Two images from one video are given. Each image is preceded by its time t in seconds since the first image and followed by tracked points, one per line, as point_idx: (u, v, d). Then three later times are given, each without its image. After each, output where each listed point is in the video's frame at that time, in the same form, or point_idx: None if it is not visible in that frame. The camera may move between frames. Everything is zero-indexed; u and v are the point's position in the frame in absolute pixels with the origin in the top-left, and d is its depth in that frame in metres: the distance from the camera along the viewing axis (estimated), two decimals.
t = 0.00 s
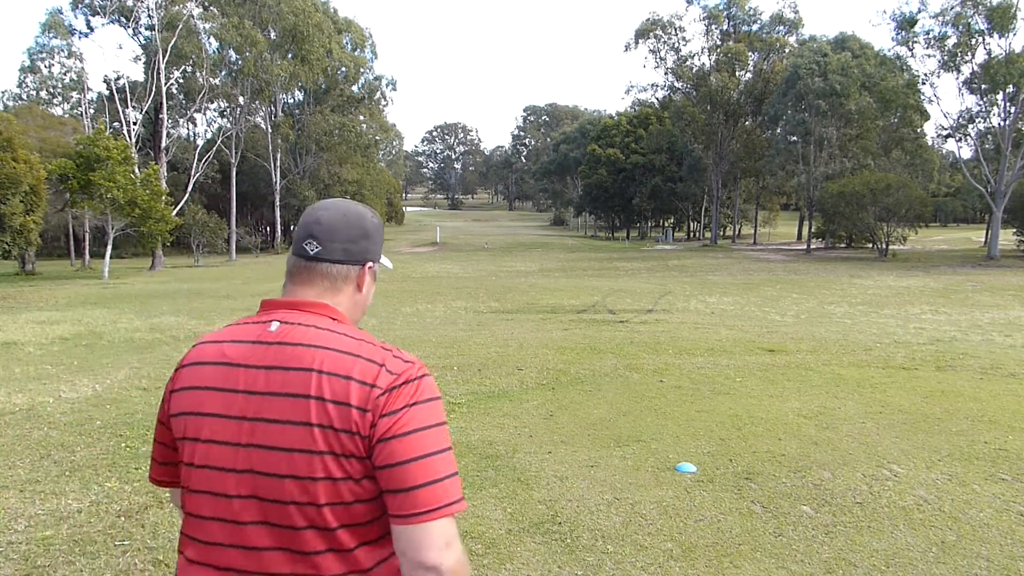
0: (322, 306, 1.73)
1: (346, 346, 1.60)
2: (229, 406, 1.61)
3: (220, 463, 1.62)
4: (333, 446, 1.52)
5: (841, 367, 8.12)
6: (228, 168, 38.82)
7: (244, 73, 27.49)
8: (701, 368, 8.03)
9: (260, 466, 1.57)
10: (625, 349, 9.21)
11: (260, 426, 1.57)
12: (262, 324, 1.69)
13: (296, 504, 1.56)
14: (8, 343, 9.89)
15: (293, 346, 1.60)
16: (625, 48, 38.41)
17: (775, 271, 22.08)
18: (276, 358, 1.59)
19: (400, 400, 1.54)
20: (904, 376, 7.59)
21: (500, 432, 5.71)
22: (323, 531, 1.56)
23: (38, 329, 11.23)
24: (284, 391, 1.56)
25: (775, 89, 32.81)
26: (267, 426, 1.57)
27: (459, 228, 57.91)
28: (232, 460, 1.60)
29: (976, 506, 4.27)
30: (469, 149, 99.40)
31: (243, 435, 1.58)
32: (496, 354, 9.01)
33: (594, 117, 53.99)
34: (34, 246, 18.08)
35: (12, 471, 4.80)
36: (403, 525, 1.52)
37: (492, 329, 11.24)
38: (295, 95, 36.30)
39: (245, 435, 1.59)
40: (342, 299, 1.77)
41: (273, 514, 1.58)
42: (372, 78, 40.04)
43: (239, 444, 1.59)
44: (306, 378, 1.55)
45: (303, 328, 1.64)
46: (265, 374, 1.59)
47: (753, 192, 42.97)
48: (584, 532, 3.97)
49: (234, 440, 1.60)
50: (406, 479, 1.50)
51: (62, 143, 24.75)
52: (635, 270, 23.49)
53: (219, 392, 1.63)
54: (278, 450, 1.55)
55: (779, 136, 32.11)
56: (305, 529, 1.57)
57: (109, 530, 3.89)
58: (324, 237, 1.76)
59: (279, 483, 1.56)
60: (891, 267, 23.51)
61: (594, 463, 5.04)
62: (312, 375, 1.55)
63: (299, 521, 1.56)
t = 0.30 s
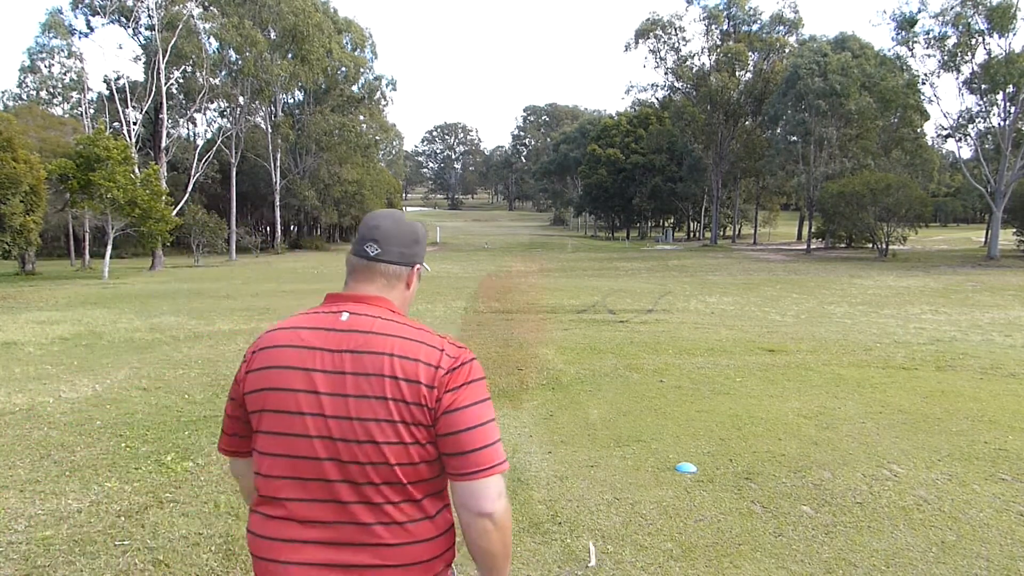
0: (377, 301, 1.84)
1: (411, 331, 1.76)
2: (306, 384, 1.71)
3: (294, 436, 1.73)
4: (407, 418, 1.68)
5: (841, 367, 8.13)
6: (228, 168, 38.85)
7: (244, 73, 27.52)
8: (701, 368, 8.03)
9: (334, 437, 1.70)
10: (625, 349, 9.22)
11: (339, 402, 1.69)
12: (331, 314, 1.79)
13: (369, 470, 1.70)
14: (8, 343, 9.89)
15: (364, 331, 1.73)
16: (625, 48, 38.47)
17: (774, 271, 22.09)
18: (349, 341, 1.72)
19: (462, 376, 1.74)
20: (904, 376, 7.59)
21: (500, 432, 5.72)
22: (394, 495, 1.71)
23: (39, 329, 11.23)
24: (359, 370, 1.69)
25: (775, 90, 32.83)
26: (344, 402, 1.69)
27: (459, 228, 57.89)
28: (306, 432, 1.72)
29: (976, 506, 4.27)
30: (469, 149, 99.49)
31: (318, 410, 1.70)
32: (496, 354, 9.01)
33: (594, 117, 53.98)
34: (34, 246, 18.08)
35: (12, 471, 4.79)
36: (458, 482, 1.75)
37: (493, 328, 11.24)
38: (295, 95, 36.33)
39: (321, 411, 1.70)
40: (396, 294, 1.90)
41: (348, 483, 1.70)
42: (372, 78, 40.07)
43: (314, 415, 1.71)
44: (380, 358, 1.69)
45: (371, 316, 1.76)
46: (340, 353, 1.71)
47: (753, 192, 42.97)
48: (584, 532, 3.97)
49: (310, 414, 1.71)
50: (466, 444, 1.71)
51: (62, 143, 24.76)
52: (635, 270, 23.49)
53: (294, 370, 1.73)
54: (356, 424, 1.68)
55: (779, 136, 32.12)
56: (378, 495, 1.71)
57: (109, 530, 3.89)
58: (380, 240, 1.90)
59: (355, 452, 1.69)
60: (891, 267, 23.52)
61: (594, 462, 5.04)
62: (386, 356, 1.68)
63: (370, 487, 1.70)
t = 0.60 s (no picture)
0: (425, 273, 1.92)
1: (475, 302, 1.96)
2: (376, 338, 1.84)
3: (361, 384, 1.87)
4: (467, 379, 1.86)
5: (841, 367, 8.13)
6: (228, 168, 38.88)
7: (244, 73, 27.52)
8: (701, 368, 8.03)
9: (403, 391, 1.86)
10: (625, 349, 9.21)
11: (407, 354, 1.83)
12: (393, 278, 1.89)
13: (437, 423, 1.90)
14: (8, 343, 9.89)
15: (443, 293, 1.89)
16: (625, 48, 38.52)
17: (774, 271, 22.10)
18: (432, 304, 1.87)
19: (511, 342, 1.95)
20: (905, 376, 7.59)
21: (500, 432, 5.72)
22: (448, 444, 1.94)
23: (39, 329, 11.23)
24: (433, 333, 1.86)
25: (775, 89, 32.85)
26: (422, 356, 1.86)
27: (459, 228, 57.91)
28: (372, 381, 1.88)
29: (976, 506, 4.27)
30: (469, 149, 99.59)
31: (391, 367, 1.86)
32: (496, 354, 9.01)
33: (595, 117, 54.00)
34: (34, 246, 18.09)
35: (11, 471, 4.79)
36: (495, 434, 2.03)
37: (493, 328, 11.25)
38: (295, 95, 36.34)
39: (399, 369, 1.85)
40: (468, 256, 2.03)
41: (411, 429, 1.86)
42: (373, 78, 40.09)
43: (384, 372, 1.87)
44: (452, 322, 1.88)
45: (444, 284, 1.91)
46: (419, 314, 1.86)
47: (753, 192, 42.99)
48: (584, 532, 3.97)
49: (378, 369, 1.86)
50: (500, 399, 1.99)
51: (62, 143, 24.77)
52: (635, 270, 23.49)
53: (371, 325, 1.86)
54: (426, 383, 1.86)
55: (779, 136, 32.12)
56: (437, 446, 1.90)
57: (109, 530, 3.89)
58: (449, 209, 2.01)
59: (422, 407, 1.84)
60: (891, 266, 23.54)
61: (594, 462, 5.04)
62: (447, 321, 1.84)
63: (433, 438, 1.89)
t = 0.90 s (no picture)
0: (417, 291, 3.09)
1: (445, 305, 2.96)
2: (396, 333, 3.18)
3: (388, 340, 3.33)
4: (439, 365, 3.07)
5: (841, 366, 8.13)
6: (228, 167, 38.88)
7: (244, 73, 27.50)
8: (701, 368, 8.03)
9: (398, 351, 3.17)
10: (625, 349, 9.22)
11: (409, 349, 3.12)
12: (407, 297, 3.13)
13: (412, 377, 3.13)
14: (8, 343, 9.88)
15: (425, 294, 3.04)
16: (625, 48, 38.54)
17: (775, 271, 22.10)
18: (414, 299, 3.08)
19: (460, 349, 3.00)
20: (905, 375, 7.60)
21: (500, 432, 5.72)
22: (420, 394, 3.15)
23: (39, 329, 11.22)
24: (417, 319, 3.09)
25: (775, 89, 32.84)
26: (410, 332, 3.13)
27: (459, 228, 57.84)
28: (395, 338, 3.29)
29: (976, 506, 4.27)
30: (469, 149, 99.61)
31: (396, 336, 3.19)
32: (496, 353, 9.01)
33: (595, 117, 54.02)
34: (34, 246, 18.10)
35: (12, 471, 4.79)
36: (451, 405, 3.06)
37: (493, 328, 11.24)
38: (295, 95, 36.34)
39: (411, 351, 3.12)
40: (456, 265, 3.05)
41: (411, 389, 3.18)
42: (372, 78, 40.12)
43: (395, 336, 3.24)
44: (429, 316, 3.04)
45: (426, 288, 3.04)
46: (409, 304, 3.11)
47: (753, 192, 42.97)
48: (584, 532, 3.97)
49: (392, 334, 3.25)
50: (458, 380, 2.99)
51: (62, 143, 24.76)
52: (636, 270, 23.47)
53: (390, 306, 3.22)
54: (411, 350, 3.11)
55: (779, 136, 32.08)
56: (412, 392, 3.16)
57: (108, 531, 3.89)
58: (447, 226, 3.19)
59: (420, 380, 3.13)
60: (891, 266, 23.54)
61: (595, 462, 5.04)
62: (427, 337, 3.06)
63: (411, 386, 3.16)
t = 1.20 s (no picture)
0: (409, 288, 3.09)
1: (438, 301, 2.99)
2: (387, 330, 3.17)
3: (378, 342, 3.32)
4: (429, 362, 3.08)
5: (842, 367, 8.13)
6: (228, 167, 38.88)
7: (244, 73, 27.48)
8: (701, 368, 8.03)
9: (387, 350, 3.17)
10: (625, 349, 9.22)
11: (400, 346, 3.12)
12: (399, 294, 3.13)
13: (404, 376, 3.12)
14: (8, 343, 9.88)
15: (417, 292, 3.04)
16: (625, 48, 38.55)
17: (775, 271, 22.10)
18: (405, 296, 3.10)
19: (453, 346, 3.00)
20: (905, 376, 7.59)
21: (500, 432, 5.72)
22: (410, 394, 3.12)
23: (39, 329, 11.22)
24: (408, 317, 3.10)
25: (775, 89, 32.83)
26: (402, 330, 3.12)
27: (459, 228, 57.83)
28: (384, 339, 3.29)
29: (976, 506, 4.27)
30: (470, 149, 99.62)
31: (385, 335, 3.18)
32: (496, 353, 9.01)
33: (595, 118, 54.02)
34: (34, 246, 18.11)
35: (12, 471, 4.79)
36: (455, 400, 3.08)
37: (493, 328, 11.24)
38: (295, 95, 36.34)
39: (403, 349, 3.11)
40: (447, 264, 3.09)
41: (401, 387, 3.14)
42: (373, 78, 40.13)
43: (383, 336, 3.24)
44: (419, 314, 3.05)
45: (416, 285, 3.05)
46: (400, 304, 3.13)
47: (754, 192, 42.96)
48: (583, 532, 3.97)
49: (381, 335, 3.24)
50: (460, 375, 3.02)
51: (62, 143, 24.76)
52: (636, 270, 23.47)
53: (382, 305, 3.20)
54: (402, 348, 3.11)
55: (779, 136, 32.07)
56: (401, 393, 3.13)
57: (109, 530, 3.89)
58: (438, 227, 3.22)
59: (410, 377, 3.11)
60: (891, 266, 23.54)
61: (595, 463, 5.04)
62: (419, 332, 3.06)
63: (401, 386, 3.14)
